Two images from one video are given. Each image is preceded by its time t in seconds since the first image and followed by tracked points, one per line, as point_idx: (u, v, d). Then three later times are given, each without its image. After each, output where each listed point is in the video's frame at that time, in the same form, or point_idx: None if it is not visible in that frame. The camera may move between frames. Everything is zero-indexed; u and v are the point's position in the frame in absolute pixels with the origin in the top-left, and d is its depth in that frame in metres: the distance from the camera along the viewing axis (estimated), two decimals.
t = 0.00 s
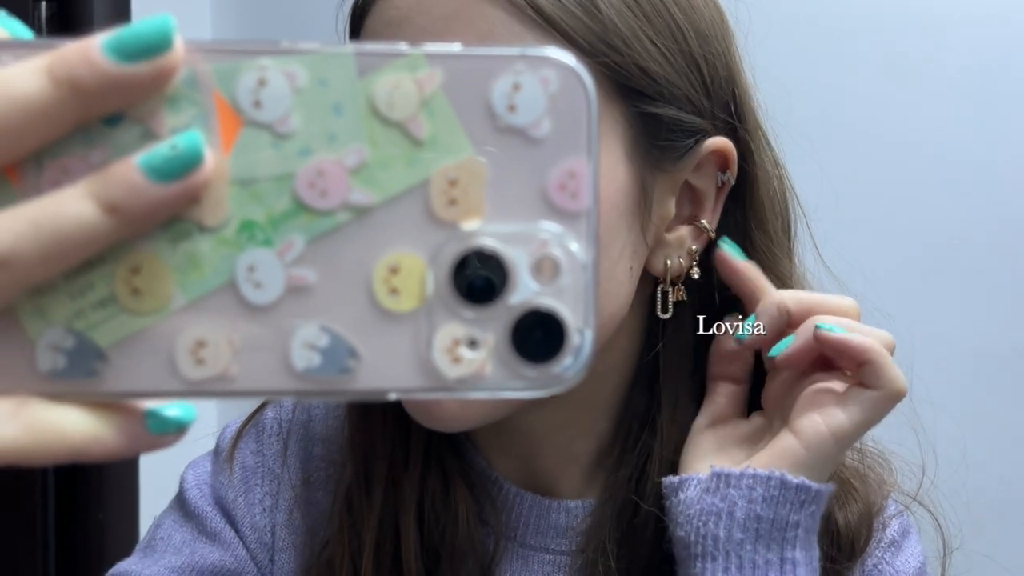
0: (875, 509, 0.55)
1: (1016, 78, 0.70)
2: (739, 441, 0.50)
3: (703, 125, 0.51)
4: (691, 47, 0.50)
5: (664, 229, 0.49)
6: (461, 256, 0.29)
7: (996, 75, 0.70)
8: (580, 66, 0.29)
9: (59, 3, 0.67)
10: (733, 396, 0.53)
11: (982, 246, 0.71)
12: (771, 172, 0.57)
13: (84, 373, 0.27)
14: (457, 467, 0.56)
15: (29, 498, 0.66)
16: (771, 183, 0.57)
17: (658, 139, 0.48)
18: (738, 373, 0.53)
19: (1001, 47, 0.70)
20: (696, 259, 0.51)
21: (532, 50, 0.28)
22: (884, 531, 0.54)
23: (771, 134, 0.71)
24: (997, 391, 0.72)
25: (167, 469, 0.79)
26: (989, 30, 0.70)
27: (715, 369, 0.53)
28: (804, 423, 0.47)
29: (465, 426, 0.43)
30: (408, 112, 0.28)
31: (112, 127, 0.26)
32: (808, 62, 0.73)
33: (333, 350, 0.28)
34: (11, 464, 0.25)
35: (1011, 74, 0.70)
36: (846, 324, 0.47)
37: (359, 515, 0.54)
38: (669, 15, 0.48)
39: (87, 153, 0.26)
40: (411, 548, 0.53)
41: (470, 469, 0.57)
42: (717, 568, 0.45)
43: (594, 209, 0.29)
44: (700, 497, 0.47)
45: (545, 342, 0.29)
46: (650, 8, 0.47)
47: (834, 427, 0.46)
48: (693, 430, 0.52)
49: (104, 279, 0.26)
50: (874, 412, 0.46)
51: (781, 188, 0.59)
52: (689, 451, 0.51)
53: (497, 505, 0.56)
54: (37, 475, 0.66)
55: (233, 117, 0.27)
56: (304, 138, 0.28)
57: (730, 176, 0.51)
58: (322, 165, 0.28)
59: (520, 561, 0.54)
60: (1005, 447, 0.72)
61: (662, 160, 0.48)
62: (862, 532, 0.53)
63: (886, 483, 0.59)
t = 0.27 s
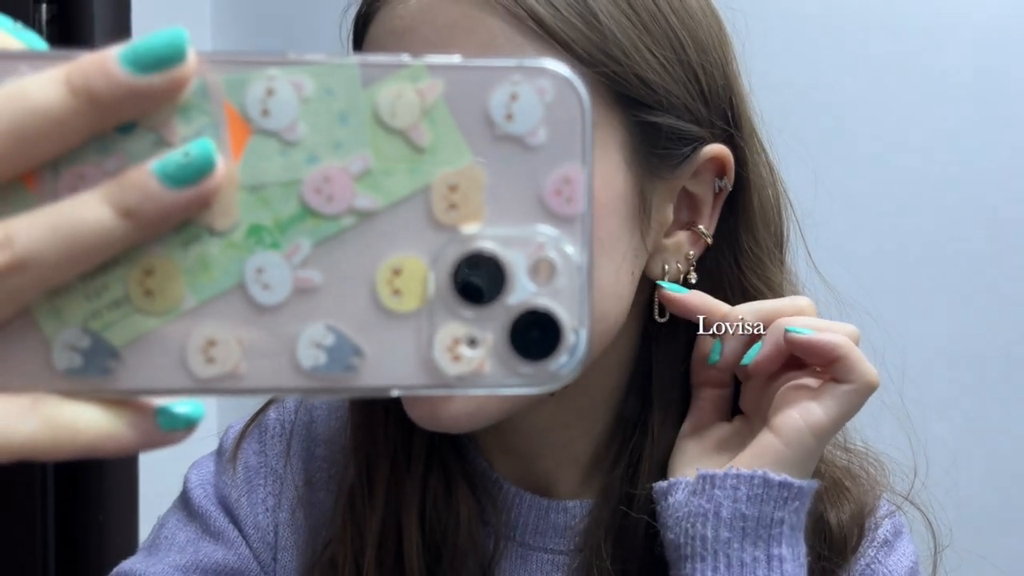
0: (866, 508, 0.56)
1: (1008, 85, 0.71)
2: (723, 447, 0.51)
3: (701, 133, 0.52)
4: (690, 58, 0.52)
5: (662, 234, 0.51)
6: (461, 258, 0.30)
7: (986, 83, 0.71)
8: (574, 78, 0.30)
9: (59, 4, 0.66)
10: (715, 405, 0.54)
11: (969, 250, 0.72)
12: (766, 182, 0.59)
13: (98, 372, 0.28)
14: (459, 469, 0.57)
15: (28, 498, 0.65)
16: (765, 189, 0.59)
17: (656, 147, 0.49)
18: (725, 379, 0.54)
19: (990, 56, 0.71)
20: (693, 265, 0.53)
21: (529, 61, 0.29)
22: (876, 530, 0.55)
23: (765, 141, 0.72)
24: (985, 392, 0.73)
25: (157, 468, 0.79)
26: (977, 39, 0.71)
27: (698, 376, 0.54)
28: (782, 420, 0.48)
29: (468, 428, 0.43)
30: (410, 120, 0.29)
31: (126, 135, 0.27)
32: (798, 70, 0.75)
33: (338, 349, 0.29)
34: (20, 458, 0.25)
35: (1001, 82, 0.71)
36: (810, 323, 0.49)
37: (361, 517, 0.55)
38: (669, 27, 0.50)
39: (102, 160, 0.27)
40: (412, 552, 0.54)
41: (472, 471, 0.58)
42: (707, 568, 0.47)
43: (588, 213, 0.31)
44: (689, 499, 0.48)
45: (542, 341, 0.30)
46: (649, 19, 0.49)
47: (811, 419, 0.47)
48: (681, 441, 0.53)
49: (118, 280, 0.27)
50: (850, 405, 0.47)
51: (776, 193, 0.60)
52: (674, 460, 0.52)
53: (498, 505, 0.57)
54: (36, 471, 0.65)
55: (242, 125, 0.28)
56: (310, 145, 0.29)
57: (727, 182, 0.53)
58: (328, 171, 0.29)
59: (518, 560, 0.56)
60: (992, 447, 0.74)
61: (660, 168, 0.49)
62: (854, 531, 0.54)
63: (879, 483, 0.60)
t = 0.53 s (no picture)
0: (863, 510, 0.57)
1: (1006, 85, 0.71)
2: (734, 441, 0.52)
3: (699, 139, 0.52)
4: (688, 64, 0.52)
5: (661, 239, 0.51)
6: (461, 260, 0.31)
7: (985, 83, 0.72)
8: (570, 82, 0.31)
9: (63, 13, 0.67)
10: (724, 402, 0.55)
11: (969, 250, 0.73)
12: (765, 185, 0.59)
13: (106, 373, 0.28)
14: (459, 470, 0.58)
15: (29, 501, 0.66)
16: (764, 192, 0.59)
17: (655, 152, 0.49)
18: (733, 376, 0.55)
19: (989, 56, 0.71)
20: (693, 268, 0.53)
21: (526, 67, 0.30)
22: (873, 530, 0.56)
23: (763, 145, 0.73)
24: (986, 391, 0.74)
25: (160, 468, 0.80)
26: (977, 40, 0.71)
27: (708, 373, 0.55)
28: (794, 413, 0.48)
29: (468, 433, 0.44)
30: (410, 125, 0.30)
31: (132, 140, 0.28)
32: (796, 73, 0.75)
33: (340, 349, 0.30)
34: (27, 455, 0.26)
35: (1000, 82, 0.71)
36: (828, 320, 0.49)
37: (362, 518, 0.56)
38: (667, 33, 0.50)
39: (109, 165, 0.28)
40: (413, 556, 0.54)
41: (473, 474, 0.58)
42: (716, 557, 0.47)
43: (584, 215, 0.31)
44: (699, 490, 0.49)
45: (540, 341, 0.31)
46: (647, 26, 0.49)
47: (824, 413, 0.48)
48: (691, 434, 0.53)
49: (124, 283, 0.28)
50: (863, 401, 0.48)
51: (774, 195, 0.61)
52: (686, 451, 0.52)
53: (497, 506, 0.57)
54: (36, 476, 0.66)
55: (246, 130, 0.29)
56: (312, 150, 0.30)
57: (725, 187, 0.53)
58: (330, 175, 0.30)
59: (519, 560, 0.56)
60: (992, 446, 0.74)
61: (660, 174, 0.50)
62: (852, 532, 0.55)
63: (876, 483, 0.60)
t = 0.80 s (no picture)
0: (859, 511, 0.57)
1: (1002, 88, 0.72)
2: (736, 436, 0.52)
3: (697, 143, 0.53)
4: (686, 68, 0.52)
5: (658, 241, 0.51)
6: (460, 261, 0.31)
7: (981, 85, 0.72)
8: (568, 86, 0.31)
9: (65, 19, 0.68)
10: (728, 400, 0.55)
11: (965, 251, 0.73)
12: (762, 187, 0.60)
13: (110, 373, 0.29)
14: (456, 470, 0.58)
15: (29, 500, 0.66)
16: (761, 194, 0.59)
17: (653, 156, 0.50)
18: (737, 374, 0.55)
19: (984, 59, 0.72)
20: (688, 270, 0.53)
21: (525, 71, 0.30)
22: (869, 530, 0.56)
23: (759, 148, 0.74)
24: (983, 391, 0.74)
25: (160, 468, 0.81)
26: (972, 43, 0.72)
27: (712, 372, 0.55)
28: (795, 409, 0.49)
29: (463, 431, 0.44)
30: (410, 128, 0.30)
31: (137, 144, 0.28)
32: (794, 75, 0.76)
33: (341, 349, 0.30)
34: (31, 454, 0.26)
35: (995, 84, 0.72)
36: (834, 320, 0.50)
37: (361, 518, 0.56)
38: (664, 37, 0.51)
39: (113, 168, 0.28)
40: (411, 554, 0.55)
41: (470, 474, 0.59)
42: (715, 550, 0.48)
43: (582, 218, 0.32)
44: (699, 484, 0.49)
45: (538, 341, 0.31)
46: (645, 31, 0.50)
47: (825, 410, 0.48)
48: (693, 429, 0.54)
49: (129, 284, 0.28)
50: (865, 399, 0.48)
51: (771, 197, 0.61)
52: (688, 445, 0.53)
53: (496, 506, 0.58)
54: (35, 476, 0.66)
55: (248, 134, 0.29)
56: (313, 153, 0.30)
57: (722, 189, 0.54)
58: (331, 178, 0.30)
59: (517, 560, 0.56)
60: (990, 446, 0.75)
61: (658, 177, 0.50)
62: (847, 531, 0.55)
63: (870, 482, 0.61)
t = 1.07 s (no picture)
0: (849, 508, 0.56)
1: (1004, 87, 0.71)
2: (717, 415, 0.52)
3: (699, 142, 0.52)
4: (689, 67, 0.52)
5: (660, 242, 0.51)
6: (459, 261, 0.30)
7: (983, 83, 0.71)
8: (569, 82, 0.30)
9: (59, 16, 0.67)
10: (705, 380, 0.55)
11: (966, 250, 0.73)
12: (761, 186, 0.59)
13: (98, 375, 0.28)
14: (448, 472, 0.58)
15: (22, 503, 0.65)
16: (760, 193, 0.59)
17: (659, 157, 0.49)
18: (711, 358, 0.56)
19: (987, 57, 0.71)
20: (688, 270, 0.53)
21: (526, 66, 0.29)
22: (862, 524, 0.55)
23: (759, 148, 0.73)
24: (982, 391, 0.74)
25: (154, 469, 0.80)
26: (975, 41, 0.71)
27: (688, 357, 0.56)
28: (776, 384, 0.49)
29: (463, 433, 0.44)
30: (407, 125, 0.30)
31: (125, 140, 0.27)
32: (795, 73, 0.75)
33: (336, 352, 0.30)
34: (17, 461, 0.25)
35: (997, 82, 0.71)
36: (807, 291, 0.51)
37: (354, 521, 0.56)
38: (667, 34, 0.50)
39: (101, 165, 0.27)
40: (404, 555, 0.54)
41: (461, 475, 0.58)
42: (708, 532, 0.47)
43: (584, 217, 0.31)
44: (687, 468, 0.49)
45: (538, 344, 0.30)
46: (648, 28, 0.49)
47: (804, 381, 0.49)
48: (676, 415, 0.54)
49: (118, 284, 0.27)
50: (842, 370, 0.49)
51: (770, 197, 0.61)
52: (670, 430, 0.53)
53: (488, 507, 0.57)
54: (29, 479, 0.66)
55: (240, 130, 0.29)
56: (308, 150, 0.29)
57: (723, 189, 0.53)
58: (325, 176, 0.30)
59: (509, 563, 0.56)
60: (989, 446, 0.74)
61: (662, 178, 0.50)
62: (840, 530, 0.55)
63: (863, 479, 0.60)
